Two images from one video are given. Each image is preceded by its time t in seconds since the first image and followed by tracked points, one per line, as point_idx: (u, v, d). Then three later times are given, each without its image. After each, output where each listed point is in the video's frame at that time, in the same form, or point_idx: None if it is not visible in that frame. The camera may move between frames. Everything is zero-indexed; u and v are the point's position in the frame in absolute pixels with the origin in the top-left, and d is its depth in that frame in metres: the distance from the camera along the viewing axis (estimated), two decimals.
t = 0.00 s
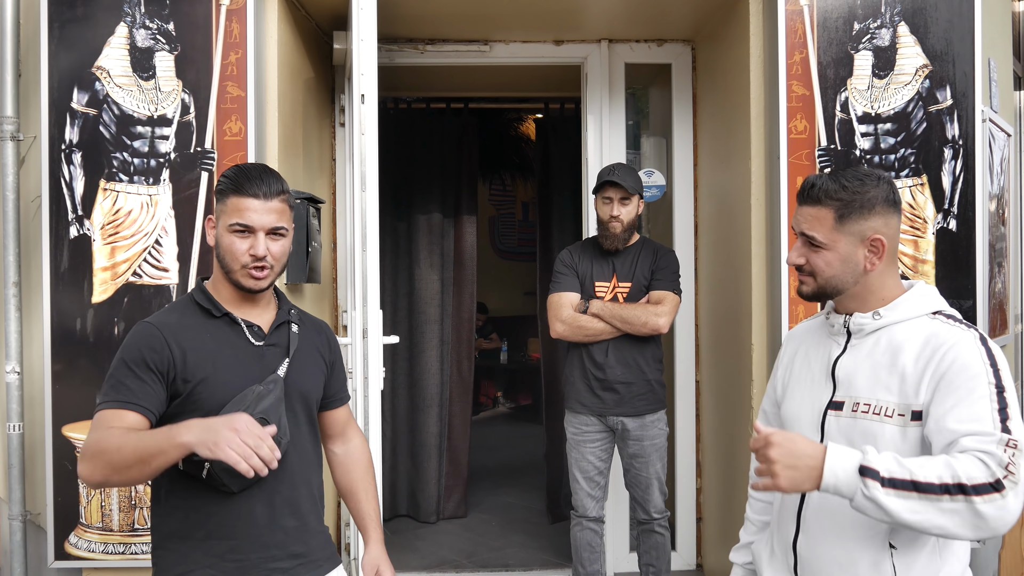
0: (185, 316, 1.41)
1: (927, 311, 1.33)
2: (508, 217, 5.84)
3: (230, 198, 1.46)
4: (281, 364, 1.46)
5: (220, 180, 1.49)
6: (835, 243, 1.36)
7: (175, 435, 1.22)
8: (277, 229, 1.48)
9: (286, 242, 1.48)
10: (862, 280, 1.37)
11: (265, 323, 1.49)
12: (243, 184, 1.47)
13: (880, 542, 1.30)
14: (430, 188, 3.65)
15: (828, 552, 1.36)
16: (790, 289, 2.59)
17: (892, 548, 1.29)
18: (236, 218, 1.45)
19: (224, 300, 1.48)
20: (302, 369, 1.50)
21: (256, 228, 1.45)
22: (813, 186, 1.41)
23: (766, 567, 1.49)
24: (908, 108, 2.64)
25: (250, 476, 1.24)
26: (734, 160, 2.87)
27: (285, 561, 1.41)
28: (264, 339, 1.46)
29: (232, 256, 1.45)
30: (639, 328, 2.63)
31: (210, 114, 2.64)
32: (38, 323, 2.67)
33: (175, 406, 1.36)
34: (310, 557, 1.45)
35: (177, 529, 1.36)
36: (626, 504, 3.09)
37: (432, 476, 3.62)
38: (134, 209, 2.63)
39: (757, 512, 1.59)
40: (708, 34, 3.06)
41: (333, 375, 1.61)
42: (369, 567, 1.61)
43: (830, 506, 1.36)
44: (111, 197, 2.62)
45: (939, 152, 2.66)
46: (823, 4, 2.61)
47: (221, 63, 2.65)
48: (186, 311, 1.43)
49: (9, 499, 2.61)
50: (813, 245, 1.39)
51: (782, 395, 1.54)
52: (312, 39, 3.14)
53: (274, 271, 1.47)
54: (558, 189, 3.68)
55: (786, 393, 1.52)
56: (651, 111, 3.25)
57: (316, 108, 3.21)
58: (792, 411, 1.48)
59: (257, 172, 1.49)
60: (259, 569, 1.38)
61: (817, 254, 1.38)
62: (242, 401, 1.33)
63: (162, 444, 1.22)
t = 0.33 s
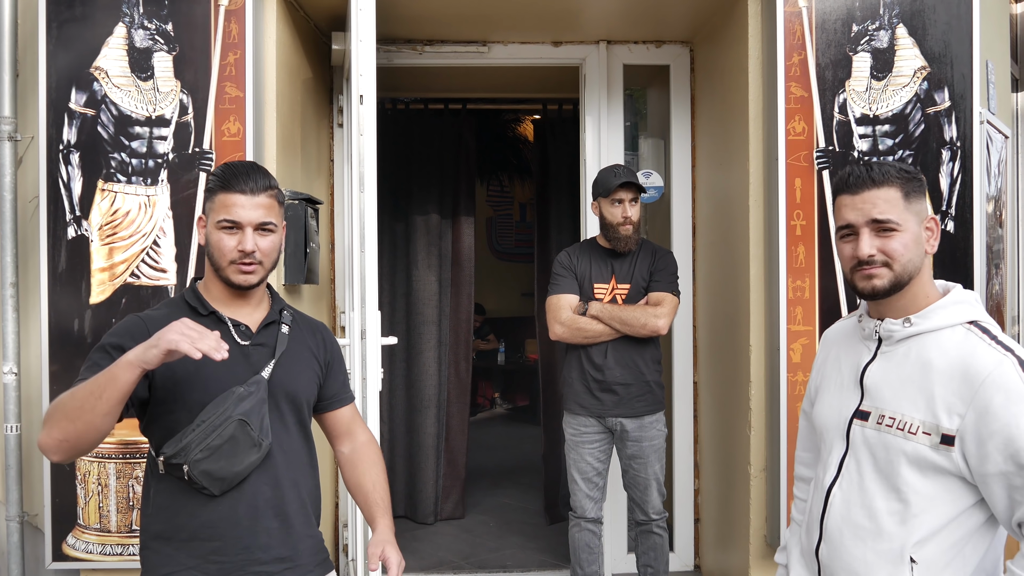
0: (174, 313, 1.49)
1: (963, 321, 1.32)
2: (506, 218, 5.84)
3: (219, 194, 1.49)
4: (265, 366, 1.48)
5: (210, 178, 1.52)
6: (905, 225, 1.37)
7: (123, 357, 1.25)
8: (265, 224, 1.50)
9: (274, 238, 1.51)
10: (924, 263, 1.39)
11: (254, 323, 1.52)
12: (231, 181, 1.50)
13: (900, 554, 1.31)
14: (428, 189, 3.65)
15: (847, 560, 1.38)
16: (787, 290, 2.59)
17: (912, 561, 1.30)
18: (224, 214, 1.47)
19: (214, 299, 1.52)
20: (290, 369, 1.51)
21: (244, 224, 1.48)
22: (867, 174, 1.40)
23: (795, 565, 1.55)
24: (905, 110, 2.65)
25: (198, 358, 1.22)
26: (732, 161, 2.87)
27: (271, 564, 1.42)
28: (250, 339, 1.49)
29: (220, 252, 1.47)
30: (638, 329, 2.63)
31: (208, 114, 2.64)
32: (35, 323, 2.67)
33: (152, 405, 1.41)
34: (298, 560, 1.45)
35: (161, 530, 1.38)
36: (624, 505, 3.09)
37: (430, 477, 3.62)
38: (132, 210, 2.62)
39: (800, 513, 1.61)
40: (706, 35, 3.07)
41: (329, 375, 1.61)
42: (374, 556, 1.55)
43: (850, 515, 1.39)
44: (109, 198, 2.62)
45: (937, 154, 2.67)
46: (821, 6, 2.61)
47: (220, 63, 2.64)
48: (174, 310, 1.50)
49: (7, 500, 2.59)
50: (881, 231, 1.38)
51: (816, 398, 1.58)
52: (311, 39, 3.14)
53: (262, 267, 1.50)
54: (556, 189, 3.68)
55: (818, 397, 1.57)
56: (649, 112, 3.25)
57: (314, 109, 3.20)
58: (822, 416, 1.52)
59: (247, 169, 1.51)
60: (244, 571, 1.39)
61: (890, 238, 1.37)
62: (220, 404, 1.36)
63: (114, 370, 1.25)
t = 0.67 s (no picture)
0: (156, 317, 1.48)
1: (938, 318, 1.38)
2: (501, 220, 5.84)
3: (200, 194, 1.50)
4: (251, 368, 1.49)
5: (192, 178, 1.53)
6: (890, 226, 1.40)
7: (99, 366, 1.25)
8: (247, 224, 1.51)
9: (255, 237, 1.51)
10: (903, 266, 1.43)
11: (236, 326, 1.52)
12: (212, 180, 1.50)
13: (890, 545, 1.31)
14: (424, 191, 3.65)
15: (836, 555, 1.38)
16: (783, 293, 2.59)
17: (902, 550, 1.30)
18: (205, 213, 1.48)
19: (195, 301, 1.52)
20: (273, 374, 1.53)
21: (225, 223, 1.48)
22: (857, 175, 1.42)
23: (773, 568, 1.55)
24: (900, 112, 2.66)
25: (173, 380, 1.22)
26: (727, 163, 2.88)
27: (254, 569, 1.42)
28: (233, 341, 1.50)
29: (200, 251, 1.48)
30: (633, 332, 2.64)
31: (205, 115, 2.64)
32: (30, 325, 2.66)
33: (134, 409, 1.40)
34: (281, 564, 1.45)
35: (143, 535, 1.37)
36: (619, 507, 3.09)
37: (425, 478, 3.61)
38: (128, 211, 2.62)
39: (760, 519, 1.67)
40: (702, 38, 3.08)
41: (310, 380, 1.62)
42: None
43: (839, 509, 1.38)
44: (105, 199, 2.62)
45: (932, 156, 2.67)
46: (817, 8, 2.62)
47: (217, 65, 2.65)
48: (155, 314, 1.49)
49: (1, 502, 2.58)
50: (869, 232, 1.40)
51: (783, 403, 1.61)
52: (307, 41, 3.14)
53: (243, 267, 1.50)
54: (553, 191, 3.69)
55: (790, 399, 1.57)
56: (645, 114, 3.25)
57: (310, 110, 3.21)
58: (796, 418, 1.53)
59: (229, 169, 1.53)
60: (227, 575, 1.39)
61: (877, 239, 1.39)
62: (206, 406, 1.38)
63: (89, 380, 1.25)
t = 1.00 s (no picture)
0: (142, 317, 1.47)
1: (882, 311, 1.47)
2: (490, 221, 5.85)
3: (185, 195, 1.48)
4: (235, 373, 1.49)
5: (175, 178, 1.52)
6: (839, 229, 1.48)
7: (93, 337, 1.22)
8: (232, 227, 1.51)
9: (241, 241, 1.52)
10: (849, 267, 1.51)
11: (221, 329, 1.54)
12: (198, 181, 1.50)
13: (844, 531, 1.37)
14: (413, 193, 3.66)
15: (794, 543, 1.43)
16: (770, 292, 2.61)
17: (855, 535, 1.36)
18: (190, 215, 1.47)
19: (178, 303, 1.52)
20: (257, 379, 1.53)
21: (211, 226, 1.48)
22: (810, 180, 1.51)
23: (730, 561, 1.61)
24: (886, 115, 2.67)
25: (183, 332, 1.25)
26: (715, 166, 2.89)
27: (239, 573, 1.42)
28: (220, 345, 1.50)
29: (185, 253, 1.47)
30: (621, 333, 2.64)
31: (193, 117, 2.64)
32: (17, 327, 2.66)
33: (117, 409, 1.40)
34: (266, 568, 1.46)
35: (127, 541, 1.37)
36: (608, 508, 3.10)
37: (414, 480, 3.62)
38: (116, 214, 2.62)
39: (698, 510, 1.74)
40: (690, 41, 3.09)
41: (292, 382, 1.63)
42: None
43: (795, 498, 1.44)
44: (92, 202, 2.61)
45: (917, 158, 2.69)
46: (804, 11, 2.64)
47: (205, 67, 2.65)
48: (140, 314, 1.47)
49: None
50: (820, 233, 1.48)
51: (735, 400, 1.67)
52: (295, 43, 3.14)
53: (228, 270, 1.50)
54: (541, 192, 3.69)
55: (745, 396, 1.63)
56: (633, 116, 3.26)
57: (299, 112, 3.21)
58: (752, 414, 1.58)
59: (214, 170, 1.52)
60: None
61: (828, 239, 1.47)
62: (192, 412, 1.38)
63: (82, 352, 1.22)
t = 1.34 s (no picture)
0: (142, 319, 1.48)
1: (867, 309, 1.50)
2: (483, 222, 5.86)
3: (184, 197, 1.50)
4: (235, 374, 1.51)
5: (172, 180, 1.54)
6: (827, 226, 1.52)
7: (107, 387, 1.20)
8: (232, 227, 1.53)
9: (241, 240, 1.54)
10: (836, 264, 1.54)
11: (219, 329, 1.56)
12: (197, 183, 1.52)
13: (831, 529, 1.37)
14: (406, 193, 3.65)
15: (782, 541, 1.44)
16: (760, 293, 2.62)
17: (843, 533, 1.36)
18: (190, 216, 1.49)
19: (178, 303, 1.53)
20: (258, 379, 1.55)
21: (211, 226, 1.50)
22: (800, 179, 1.55)
23: (719, 561, 1.62)
24: (877, 115, 2.68)
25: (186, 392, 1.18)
26: (708, 166, 2.89)
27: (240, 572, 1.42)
28: (219, 346, 1.53)
29: (186, 254, 1.49)
30: (614, 332, 2.65)
31: (185, 118, 2.64)
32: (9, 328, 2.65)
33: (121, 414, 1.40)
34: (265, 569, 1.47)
35: (129, 540, 1.37)
36: (601, 508, 3.11)
37: (407, 481, 3.61)
38: (108, 214, 2.62)
39: (701, 520, 1.76)
40: (682, 42, 3.10)
41: (291, 380, 1.67)
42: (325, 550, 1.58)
43: (782, 495, 1.45)
44: (84, 202, 2.61)
45: (909, 159, 2.70)
46: (795, 12, 2.65)
47: (198, 68, 2.65)
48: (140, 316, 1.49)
49: None
50: (811, 230, 1.51)
51: (725, 403, 1.70)
52: (288, 44, 3.14)
53: (229, 269, 1.52)
54: (534, 192, 3.69)
55: (734, 396, 1.65)
56: (625, 117, 3.27)
57: (291, 112, 3.20)
58: (741, 413, 1.60)
59: (211, 172, 1.54)
60: None
61: (818, 238, 1.51)
62: (194, 414, 1.37)
63: (97, 398, 1.20)
